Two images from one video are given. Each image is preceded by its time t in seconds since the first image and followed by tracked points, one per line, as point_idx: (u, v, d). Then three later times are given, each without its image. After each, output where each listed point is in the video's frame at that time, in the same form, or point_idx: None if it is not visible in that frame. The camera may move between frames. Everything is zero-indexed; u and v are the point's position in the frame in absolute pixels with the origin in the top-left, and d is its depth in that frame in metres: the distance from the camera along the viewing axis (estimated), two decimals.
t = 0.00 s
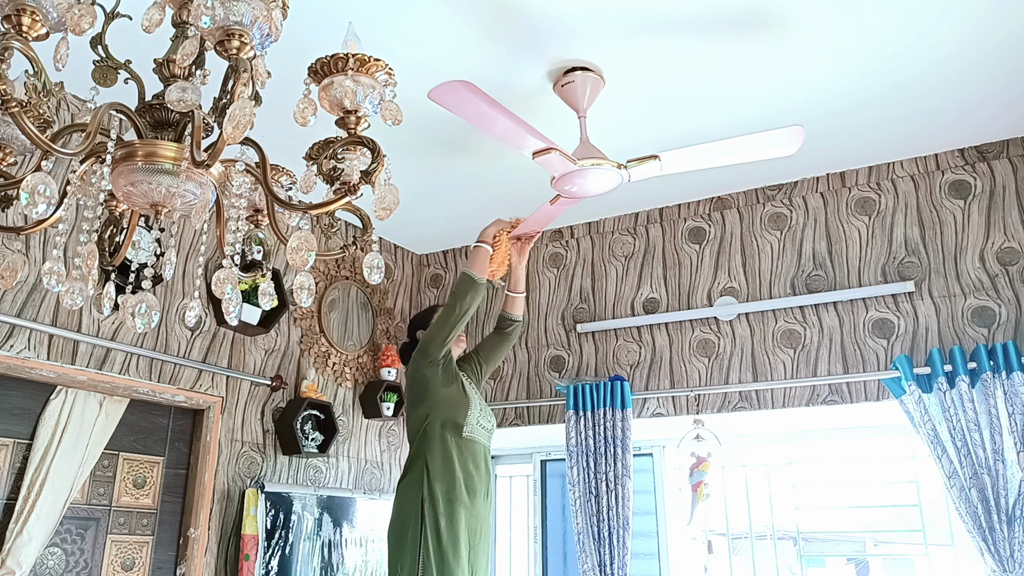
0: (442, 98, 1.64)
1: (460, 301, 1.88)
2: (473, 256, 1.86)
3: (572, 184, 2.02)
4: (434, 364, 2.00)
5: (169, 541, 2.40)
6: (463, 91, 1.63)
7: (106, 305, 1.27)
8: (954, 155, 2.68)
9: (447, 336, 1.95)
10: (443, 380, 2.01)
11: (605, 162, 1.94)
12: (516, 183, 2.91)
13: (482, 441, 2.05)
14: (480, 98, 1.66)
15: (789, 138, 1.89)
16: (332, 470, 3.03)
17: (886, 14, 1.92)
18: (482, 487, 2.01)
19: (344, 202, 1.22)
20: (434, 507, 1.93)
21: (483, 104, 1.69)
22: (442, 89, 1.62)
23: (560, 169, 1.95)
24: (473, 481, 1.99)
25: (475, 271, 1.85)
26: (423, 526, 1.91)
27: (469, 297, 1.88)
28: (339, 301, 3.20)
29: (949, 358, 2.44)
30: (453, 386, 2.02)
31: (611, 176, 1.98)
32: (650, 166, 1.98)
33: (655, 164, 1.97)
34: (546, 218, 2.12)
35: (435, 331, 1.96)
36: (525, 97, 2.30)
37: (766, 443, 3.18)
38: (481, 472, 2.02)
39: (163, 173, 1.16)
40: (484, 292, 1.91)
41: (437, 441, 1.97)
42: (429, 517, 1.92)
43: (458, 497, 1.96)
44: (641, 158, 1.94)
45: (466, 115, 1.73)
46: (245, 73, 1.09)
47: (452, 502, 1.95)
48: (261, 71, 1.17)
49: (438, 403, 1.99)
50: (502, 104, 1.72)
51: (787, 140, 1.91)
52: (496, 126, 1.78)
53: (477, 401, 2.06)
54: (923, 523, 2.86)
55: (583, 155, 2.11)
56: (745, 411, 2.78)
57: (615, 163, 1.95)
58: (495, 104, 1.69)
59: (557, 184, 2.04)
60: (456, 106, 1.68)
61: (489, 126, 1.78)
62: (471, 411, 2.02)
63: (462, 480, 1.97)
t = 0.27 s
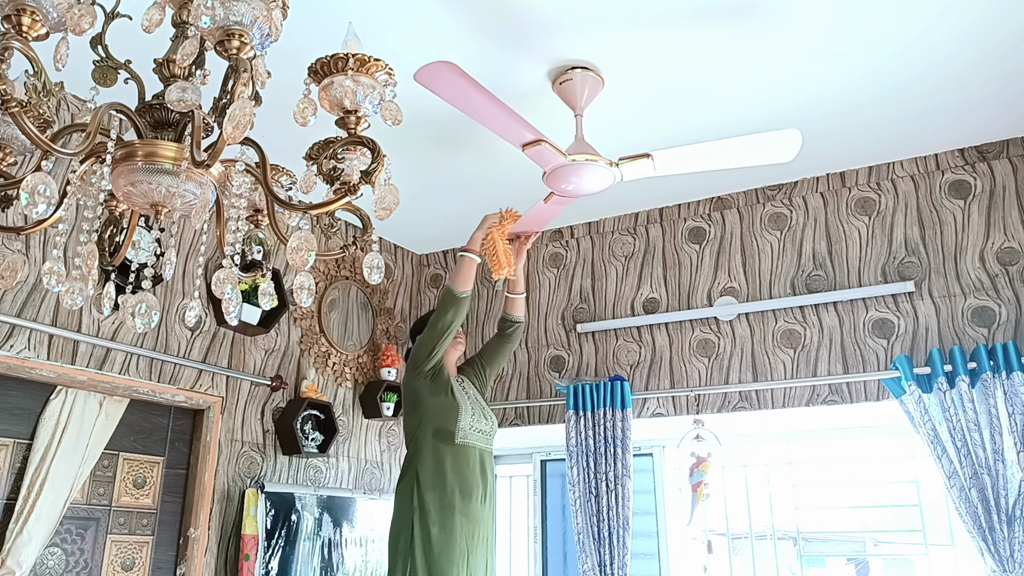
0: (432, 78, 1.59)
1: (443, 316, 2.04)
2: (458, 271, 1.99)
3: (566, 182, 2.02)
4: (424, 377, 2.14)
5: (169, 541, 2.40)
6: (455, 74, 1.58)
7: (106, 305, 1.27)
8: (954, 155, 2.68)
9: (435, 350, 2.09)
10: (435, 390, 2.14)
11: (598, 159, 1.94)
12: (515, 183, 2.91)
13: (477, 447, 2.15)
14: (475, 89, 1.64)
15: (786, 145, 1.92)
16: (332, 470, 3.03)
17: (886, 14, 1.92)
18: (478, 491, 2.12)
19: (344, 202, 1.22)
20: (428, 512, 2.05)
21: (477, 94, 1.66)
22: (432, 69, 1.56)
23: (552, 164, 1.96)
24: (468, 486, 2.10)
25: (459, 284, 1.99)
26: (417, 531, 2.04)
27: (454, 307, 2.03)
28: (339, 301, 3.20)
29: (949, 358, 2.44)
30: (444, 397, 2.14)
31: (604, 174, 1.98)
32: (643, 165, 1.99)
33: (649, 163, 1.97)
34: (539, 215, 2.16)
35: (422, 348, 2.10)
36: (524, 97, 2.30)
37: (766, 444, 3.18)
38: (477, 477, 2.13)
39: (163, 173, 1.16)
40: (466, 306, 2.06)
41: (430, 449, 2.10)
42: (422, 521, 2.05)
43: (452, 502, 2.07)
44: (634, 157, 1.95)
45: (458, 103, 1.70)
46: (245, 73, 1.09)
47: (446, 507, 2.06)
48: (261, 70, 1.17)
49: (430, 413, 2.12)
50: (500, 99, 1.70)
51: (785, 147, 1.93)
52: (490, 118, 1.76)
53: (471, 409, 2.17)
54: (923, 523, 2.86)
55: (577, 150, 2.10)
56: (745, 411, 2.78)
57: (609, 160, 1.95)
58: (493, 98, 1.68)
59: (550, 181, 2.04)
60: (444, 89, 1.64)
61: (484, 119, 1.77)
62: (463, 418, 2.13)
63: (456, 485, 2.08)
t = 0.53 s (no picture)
0: (436, 70, 1.55)
1: (421, 340, 2.05)
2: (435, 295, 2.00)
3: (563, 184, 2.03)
4: (419, 389, 2.18)
5: (169, 541, 2.40)
6: (463, 68, 1.55)
7: (106, 305, 1.27)
8: (954, 155, 2.67)
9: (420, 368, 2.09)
10: (431, 400, 2.17)
11: (595, 162, 1.95)
12: (515, 183, 2.91)
13: (477, 448, 2.14)
14: (483, 85, 1.62)
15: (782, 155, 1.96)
16: (332, 470, 3.03)
17: (886, 14, 1.92)
18: (479, 493, 2.11)
19: (344, 202, 1.22)
20: (426, 519, 2.07)
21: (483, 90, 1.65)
22: (437, 62, 1.53)
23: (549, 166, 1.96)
24: (468, 488, 2.09)
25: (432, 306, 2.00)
26: (416, 538, 2.06)
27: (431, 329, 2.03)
28: (339, 301, 3.20)
29: (949, 358, 2.44)
30: (439, 404, 2.15)
31: (601, 176, 1.99)
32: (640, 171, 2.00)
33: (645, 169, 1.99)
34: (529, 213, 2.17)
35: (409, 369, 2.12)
36: (524, 97, 2.30)
37: (766, 444, 3.18)
38: (477, 478, 2.12)
39: (163, 173, 1.16)
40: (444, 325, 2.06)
41: (427, 457, 2.12)
42: (421, 528, 2.07)
43: (450, 506, 2.07)
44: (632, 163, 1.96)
45: (463, 98, 1.68)
46: (245, 73, 1.09)
47: (444, 511, 2.07)
48: (261, 70, 1.17)
49: (425, 422, 2.15)
50: (508, 100, 1.70)
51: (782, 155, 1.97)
52: (493, 115, 1.75)
53: (469, 411, 2.17)
54: (923, 523, 2.86)
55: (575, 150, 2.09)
56: (745, 411, 2.78)
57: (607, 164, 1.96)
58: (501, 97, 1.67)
59: (546, 181, 2.04)
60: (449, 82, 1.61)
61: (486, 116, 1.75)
62: (460, 421, 2.13)
63: (455, 489, 2.08)
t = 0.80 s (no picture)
0: (465, 63, 1.52)
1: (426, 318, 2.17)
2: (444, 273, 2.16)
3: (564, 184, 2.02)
4: (422, 380, 2.18)
5: (169, 542, 2.40)
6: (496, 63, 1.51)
7: (106, 305, 1.27)
8: (954, 155, 2.67)
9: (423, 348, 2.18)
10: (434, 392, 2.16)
11: (598, 162, 1.94)
12: (515, 183, 2.91)
13: (479, 443, 2.15)
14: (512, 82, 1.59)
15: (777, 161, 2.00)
16: (332, 470, 3.03)
17: (886, 14, 1.92)
18: (482, 488, 2.11)
19: (344, 202, 1.22)
20: (429, 512, 2.07)
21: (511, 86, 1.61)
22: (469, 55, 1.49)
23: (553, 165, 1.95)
24: (471, 482, 2.09)
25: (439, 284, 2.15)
26: (419, 530, 2.06)
27: (433, 307, 2.15)
28: (339, 301, 3.20)
29: (949, 358, 2.44)
30: (443, 396, 2.14)
31: (604, 177, 1.98)
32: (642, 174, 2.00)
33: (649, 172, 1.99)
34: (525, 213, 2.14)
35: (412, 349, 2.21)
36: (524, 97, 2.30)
37: (766, 443, 3.18)
38: (480, 473, 2.11)
39: (163, 173, 1.16)
40: (447, 306, 2.18)
41: (430, 450, 2.12)
42: (424, 521, 2.06)
43: (453, 500, 2.07)
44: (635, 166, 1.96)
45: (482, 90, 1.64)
46: (245, 73, 1.09)
47: (447, 505, 2.07)
48: (261, 70, 1.17)
49: (428, 414, 2.15)
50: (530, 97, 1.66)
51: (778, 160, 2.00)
52: (509, 111, 1.71)
53: (472, 406, 2.17)
54: (923, 523, 2.86)
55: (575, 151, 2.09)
56: (745, 411, 2.78)
57: (610, 165, 1.96)
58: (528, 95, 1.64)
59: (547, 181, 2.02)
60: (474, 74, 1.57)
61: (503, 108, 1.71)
62: (463, 416, 2.13)
63: (457, 484, 2.08)
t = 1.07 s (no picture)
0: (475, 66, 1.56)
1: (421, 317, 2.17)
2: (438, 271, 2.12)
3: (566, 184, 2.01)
4: (422, 379, 2.19)
5: (169, 541, 2.40)
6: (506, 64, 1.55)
7: (106, 305, 1.27)
8: (954, 154, 2.67)
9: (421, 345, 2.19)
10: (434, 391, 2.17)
11: (601, 161, 1.93)
12: (515, 183, 2.91)
13: (480, 442, 2.14)
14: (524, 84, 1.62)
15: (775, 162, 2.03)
16: (332, 470, 3.03)
17: (886, 14, 1.92)
18: (483, 488, 2.10)
19: (344, 202, 1.22)
20: (430, 510, 2.08)
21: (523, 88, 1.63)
22: (477, 57, 1.53)
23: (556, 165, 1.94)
24: (471, 482, 2.08)
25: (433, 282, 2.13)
26: (419, 528, 2.06)
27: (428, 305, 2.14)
28: (339, 301, 3.20)
29: (949, 358, 2.44)
30: (443, 396, 2.14)
31: (607, 176, 1.98)
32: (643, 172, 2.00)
33: (653, 171, 2.00)
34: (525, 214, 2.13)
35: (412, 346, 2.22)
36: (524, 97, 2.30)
37: (766, 443, 3.18)
38: (481, 473, 2.11)
39: (163, 173, 1.16)
40: (444, 304, 2.15)
41: (430, 448, 2.12)
42: (425, 519, 2.07)
43: (454, 499, 2.07)
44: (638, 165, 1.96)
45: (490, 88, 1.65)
46: (245, 74, 1.09)
47: (448, 504, 2.07)
48: (261, 70, 1.17)
49: (429, 413, 2.15)
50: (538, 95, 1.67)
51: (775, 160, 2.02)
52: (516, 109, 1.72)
53: (473, 406, 2.16)
54: (923, 523, 2.86)
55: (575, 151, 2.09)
56: (745, 411, 2.78)
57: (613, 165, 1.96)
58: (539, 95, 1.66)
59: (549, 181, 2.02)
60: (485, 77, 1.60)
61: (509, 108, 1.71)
62: (464, 416, 2.12)
63: (457, 482, 2.08)
